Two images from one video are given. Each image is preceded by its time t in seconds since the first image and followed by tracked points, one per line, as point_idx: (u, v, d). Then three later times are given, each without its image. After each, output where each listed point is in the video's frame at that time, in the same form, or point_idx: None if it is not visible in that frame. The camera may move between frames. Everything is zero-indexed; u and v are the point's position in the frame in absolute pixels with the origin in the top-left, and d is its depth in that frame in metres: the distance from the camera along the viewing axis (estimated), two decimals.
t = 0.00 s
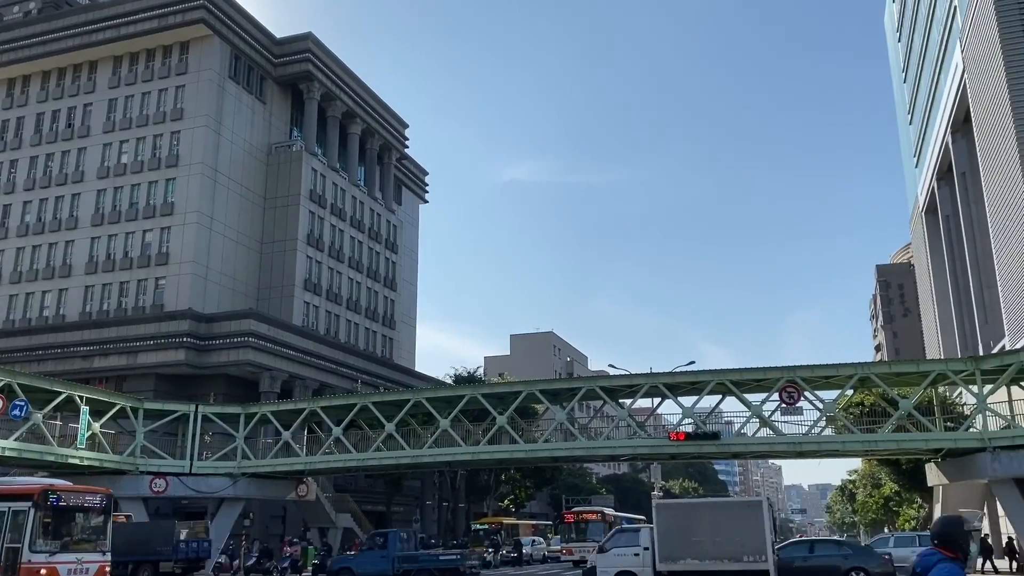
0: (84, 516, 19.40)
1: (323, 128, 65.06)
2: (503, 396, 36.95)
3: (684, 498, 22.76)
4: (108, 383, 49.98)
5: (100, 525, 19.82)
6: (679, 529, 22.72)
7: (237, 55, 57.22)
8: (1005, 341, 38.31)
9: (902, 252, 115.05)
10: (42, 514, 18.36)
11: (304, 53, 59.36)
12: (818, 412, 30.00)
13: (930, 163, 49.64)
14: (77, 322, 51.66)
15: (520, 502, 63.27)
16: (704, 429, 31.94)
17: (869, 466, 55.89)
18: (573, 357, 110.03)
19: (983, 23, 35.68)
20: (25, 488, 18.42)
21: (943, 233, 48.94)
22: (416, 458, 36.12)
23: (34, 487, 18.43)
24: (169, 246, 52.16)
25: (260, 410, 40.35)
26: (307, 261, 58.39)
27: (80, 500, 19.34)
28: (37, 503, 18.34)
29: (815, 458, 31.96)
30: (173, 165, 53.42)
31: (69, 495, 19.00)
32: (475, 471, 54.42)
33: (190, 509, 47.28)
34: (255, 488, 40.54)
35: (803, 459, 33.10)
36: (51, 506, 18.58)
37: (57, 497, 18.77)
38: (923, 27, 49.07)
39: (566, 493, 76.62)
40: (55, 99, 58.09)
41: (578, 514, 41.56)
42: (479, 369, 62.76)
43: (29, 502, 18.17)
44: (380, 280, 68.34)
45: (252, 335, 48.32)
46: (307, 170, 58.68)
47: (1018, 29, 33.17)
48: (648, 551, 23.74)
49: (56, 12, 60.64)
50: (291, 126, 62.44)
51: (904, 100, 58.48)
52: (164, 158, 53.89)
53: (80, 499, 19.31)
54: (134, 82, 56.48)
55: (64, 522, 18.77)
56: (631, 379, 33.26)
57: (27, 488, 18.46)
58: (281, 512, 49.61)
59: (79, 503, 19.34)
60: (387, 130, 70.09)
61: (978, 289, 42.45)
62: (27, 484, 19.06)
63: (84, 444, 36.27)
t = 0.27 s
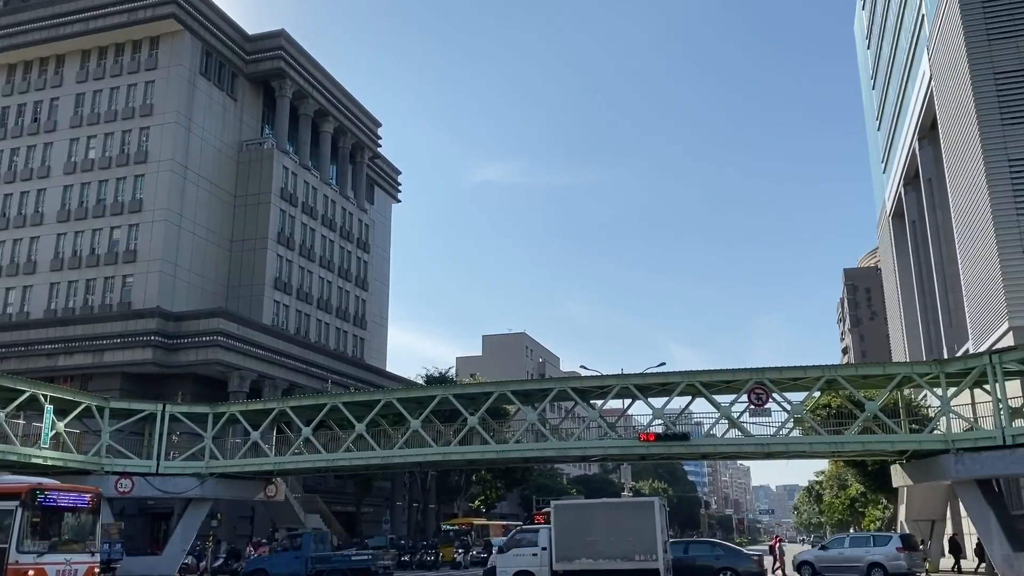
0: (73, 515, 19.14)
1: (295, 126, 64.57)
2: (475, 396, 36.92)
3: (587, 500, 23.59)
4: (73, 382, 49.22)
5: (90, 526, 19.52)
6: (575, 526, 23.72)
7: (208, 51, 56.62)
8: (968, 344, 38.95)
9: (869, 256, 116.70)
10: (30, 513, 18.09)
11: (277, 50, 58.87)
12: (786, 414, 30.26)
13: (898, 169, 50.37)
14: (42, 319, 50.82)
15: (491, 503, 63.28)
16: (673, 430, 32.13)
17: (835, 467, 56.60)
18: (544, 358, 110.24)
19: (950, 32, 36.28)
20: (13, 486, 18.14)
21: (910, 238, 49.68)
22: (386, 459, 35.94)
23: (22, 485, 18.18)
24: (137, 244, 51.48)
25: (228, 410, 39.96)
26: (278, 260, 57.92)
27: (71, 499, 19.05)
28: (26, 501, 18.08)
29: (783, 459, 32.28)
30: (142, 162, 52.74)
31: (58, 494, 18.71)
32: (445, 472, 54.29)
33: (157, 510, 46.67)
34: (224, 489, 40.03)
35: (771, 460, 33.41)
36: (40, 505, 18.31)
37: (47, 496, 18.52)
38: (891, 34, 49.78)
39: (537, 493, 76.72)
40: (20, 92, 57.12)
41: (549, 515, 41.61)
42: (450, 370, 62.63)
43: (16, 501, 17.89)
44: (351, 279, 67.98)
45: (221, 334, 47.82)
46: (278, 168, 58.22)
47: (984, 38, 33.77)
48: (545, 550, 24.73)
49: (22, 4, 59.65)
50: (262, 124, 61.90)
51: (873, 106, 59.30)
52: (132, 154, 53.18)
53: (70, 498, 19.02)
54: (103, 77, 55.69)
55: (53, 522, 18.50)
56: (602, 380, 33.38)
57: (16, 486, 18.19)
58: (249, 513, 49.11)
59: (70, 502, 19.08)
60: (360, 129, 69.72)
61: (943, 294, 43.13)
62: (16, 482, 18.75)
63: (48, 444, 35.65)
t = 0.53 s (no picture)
0: (57, 516, 18.74)
1: (265, 123, 63.95)
2: (446, 397, 36.79)
3: (490, 502, 24.33)
4: (36, 380, 48.33)
5: (75, 528, 19.15)
6: (476, 530, 24.34)
7: (177, 46, 55.91)
8: (933, 347, 39.53)
9: (836, 260, 118.23)
10: (16, 513, 17.67)
11: (248, 46, 58.29)
12: (754, 415, 30.52)
13: (865, 173, 51.03)
14: (4, 316, 49.87)
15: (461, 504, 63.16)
16: (643, 430, 32.25)
17: (803, 469, 57.21)
18: (516, 359, 110.25)
19: (917, 39, 36.84)
20: None
21: (877, 242, 50.35)
22: (355, 459, 35.67)
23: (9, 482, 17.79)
24: (103, 240, 50.67)
25: (196, 409, 39.47)
26: (247, 258, 57.33)
27: (57, 499, 18.69)
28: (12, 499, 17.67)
29: (751, 459, 32.53)
30: (109, 157, 51.92)
31: (46, 494, 18.35)
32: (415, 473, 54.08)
33: (121, 510, 45.94)
34: (190, 489, 39.51)
35: (739, 461, 33.66)
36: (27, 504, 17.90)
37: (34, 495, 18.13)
38: (860, 41, 50.45)
39: (507, 494, 76.69)
40: None
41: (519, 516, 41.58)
42: (421, 370, 62.43)
43: (1, 500, 17.41)
44: (321, 278, 67.48)
45: (189, 333, 47.20)
46: (248, 165, 57.64)
47: (950, 45, 34.33)
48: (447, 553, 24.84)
49: None
50: (232, 120, 61.23)
51: (842, 111, 60.04)
52: (99, 150, 52.34)
53: (57, 498, 18.66)
54: (69, 70, 54.78)
55: (39, 522, 18.12)
56: (574, 381, 33.44)
57: None
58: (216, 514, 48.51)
59: (55, 502, 18.70)
60: (331, 127, 69.27)
61: (908, 297, 43.75)
62: None
63: (10, 443, 34.93)
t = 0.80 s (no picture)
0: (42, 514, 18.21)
1: (234, 119, 63.25)
2: (415, 396, 36.66)
3: (382, 502, 25.66)
4: None
5: (60, 526, 18.63)
6: (377, 530, 25.58)
7: (144, 40, 55.13)
8: (896, 349, 40.11)
9: (802, 262, 119.70)
10: None
11: (216, 42, 57.61)
12: (721, 415, 30.78)
13: (832, 177, 51.70)
14: None
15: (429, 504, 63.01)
16: (612, 431, 32.39)
17: (768, 469, 57.88)
18: (485, 359, 110.19)
19: (884, 46, 37.42)
20: None
21: (842, 245, 51.04)
22: (322, 459, 35.38)
23: None
24: (66, 236, 49.81)
25: (160, 408, 38.94)
26: (213, 255, 56.67)
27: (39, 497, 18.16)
28: None
29: (717, 460, 32.81)
30: (73, 152, 51.05)
31: (26, 492, 17.83)
32: (383, 473, 53.84)
33: (83, 510, 45.14)
34: (153, 489, 38.94)
35: (706, 461, 33.93)
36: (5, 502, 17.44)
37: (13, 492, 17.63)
38: (827, 47, 51.12)
39: (475, 494, 76.67)
40: None
41: (487, 516, 41.56)
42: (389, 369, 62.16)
43: None
44: (289, 276, 66.91)
45: (154, 330, 46.54)
46: (216, 161, 56.99)
47: (915, 52, 34.94)
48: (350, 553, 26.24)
49: None
50: (200, 116, 60.51)
51: (809, 116, 60.77)
52: (63, 144, 51.45)
53: (39, 496, 18.13)
54: (33, 63, 53.80)
55: (21, 522, 17.64)
56: (543, 381, 33.51)
57: None
58: (180, 514, 47.86)
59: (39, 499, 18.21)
60: (301, 124, 68.72)
61: (873, 300, 44.38)
62: None
63: None
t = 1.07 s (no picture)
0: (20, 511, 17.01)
1: (198, 114, 62.44)
2: (380, 396, 36.50)
3: (278, 504, 25.03)
4: None
5: (41, 524, 17.46)
6: (273, 532, 24.94)
7: (107, 33, 54.25)
8: (856, 352, 40.79)
9: (766, 265, 121.16)
10: None
11: (181, 36, 56.84)
12: (684, 415, 31.07)
13: (795, 182, 52.41)
14: None
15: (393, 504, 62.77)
16: (576, 431, 32.53)
17: (730, 469, 58.50)
18: (451, 359, 109.99)
19: (847, 53, 38.04)
20: None
21: (805, 249, 51.75)
22: (285, 459, 35.09)
23: None
24: (24, 231, 48.84)
25: (120, 406, 38.34)
26: (176, 252, 55.91)
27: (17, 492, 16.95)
28: None
29: (680, 460, 33.10)
30: (32, 145, 50.06)
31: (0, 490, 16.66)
32: (347, 473, 53.52)
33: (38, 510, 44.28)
34: (112, 488, 38.34)
35: (669, 461, 34.21)
36: None
37: None
38: (792, 53, 51.82)
39: (439, 494, 76.48)
40: None
41: (451, 516, 41.50)
42: (354, 368, 61.81)
43: None
44: (253, 274, 66.25)
45: (114, 327, 45.80)
46: (179, 157, 56.24)
47: (878, 60, 35.56)
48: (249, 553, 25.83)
49: None
50: (163, 110, 59.65)
51: (774, 121, 61.56)
52: (22, 137, 50.43)
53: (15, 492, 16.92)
54: None
55: None
56: (508, 381, 33.57)
57: None
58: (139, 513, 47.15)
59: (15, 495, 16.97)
60: (267, 121, 68.04)
61: (834, 304, 45.08)
62: None
63: None
